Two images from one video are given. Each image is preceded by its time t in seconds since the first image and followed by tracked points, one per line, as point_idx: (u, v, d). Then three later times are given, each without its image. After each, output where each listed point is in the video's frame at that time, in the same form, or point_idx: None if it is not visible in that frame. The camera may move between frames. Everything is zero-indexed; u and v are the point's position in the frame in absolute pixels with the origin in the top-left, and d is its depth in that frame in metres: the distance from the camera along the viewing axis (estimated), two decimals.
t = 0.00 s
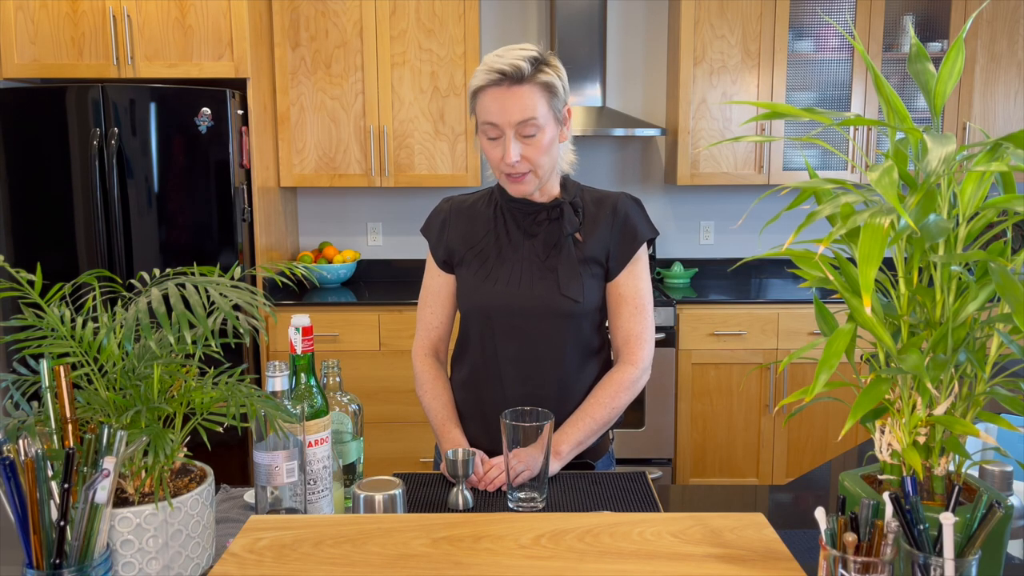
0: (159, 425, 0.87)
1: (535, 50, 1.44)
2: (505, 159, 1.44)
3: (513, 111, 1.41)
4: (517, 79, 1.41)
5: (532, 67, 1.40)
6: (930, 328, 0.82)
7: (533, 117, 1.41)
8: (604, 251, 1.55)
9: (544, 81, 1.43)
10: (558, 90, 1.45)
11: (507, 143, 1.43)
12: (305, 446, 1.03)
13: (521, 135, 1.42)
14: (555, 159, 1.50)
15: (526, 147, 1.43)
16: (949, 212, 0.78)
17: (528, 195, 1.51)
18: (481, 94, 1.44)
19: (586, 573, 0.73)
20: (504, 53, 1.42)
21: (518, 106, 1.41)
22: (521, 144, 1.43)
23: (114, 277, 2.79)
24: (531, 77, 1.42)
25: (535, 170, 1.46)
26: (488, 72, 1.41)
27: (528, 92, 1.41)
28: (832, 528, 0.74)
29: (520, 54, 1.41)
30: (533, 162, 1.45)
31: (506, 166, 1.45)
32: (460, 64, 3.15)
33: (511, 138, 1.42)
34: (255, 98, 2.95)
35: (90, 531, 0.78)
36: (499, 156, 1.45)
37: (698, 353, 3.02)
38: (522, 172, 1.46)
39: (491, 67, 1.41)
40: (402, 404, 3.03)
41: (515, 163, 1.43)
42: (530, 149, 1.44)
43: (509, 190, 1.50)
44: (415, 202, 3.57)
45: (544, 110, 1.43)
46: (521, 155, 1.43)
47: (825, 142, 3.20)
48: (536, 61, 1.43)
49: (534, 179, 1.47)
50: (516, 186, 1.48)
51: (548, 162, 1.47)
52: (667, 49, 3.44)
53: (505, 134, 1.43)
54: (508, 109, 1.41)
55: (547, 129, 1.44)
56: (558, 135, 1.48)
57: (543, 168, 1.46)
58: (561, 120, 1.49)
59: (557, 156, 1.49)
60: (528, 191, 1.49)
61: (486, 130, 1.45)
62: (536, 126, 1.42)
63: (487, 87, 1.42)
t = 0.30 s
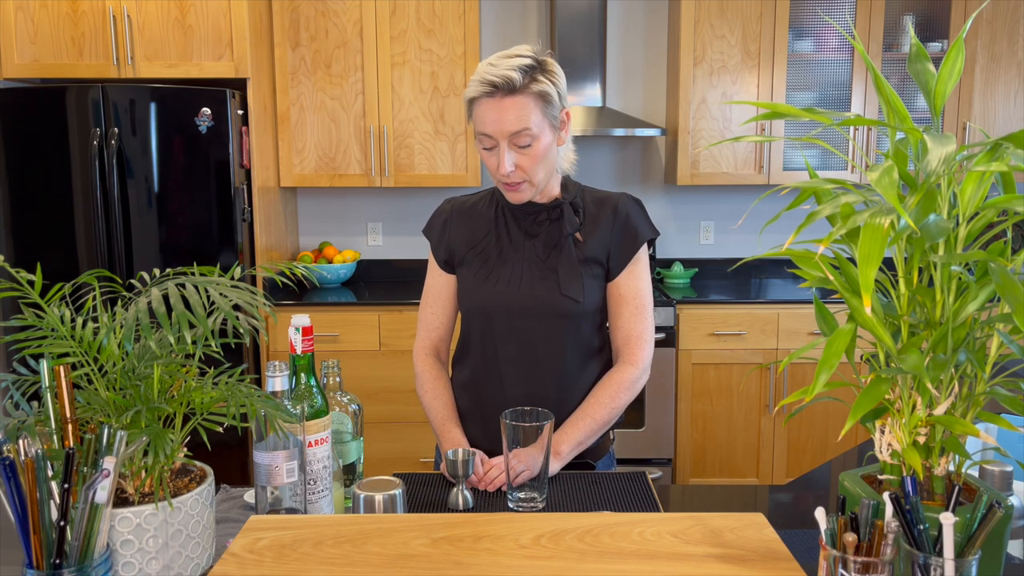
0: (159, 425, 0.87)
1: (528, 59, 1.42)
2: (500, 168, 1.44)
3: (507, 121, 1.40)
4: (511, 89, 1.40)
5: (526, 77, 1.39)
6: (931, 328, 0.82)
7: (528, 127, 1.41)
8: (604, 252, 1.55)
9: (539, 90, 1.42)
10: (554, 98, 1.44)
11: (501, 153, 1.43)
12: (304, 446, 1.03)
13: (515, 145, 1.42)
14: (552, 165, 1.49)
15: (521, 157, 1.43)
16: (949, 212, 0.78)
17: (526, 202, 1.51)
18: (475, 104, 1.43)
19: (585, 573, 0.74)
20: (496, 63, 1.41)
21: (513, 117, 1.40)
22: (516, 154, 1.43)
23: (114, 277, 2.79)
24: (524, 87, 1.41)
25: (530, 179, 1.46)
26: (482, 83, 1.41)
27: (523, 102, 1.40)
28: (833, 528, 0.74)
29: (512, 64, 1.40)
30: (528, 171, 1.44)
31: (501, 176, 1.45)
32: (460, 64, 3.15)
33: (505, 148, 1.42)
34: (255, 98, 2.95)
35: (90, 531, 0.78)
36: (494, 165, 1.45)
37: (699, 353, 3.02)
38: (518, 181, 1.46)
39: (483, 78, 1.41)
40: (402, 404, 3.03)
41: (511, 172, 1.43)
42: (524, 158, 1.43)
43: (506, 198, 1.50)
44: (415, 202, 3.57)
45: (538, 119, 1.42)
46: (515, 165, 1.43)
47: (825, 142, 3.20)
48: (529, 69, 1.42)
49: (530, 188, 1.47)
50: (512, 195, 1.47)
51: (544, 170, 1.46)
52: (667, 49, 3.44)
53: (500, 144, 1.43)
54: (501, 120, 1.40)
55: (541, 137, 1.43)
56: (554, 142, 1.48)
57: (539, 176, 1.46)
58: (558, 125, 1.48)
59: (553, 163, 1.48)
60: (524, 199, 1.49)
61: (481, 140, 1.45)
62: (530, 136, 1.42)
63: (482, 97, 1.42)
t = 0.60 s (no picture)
0: (159, 425, 0.87)
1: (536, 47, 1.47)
2: (507, 150, 1.44)
3: (515, 101, 1.43)
4: (518, 71, 1.43)
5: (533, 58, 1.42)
6: (931, 328, 0.82)
7: (535, 107, 1.43)
8: (604, 250, 1.54)
9: (545, 74, 1.45)
10: (559, 85, 1.47)
11: (509, 134, 1.44)
12: (304, 446, 1.03)
13: (523, 126, 1.43)
14: (556, 156, 1.50)
15: (528, 138, 1.44)
16: (949, 212, 0.78)
17: (531, 191, 1.50)
18: (483, 89, 1.46)
19: (585, 573, 0.74)
20: (505, 49, 1.45)
21: (520, 97, 1.43)
22: (523, 135, 1.44)
23: (114, 277, 2.79)
24: (532, 70, 1.44)
25: (537, 163, 1.45)
26: (490, 66, 1.44)
27: (530, 83, 1.43)
28: (833, 528, 0.74)
29: (521, 49, 1.44)
30: (535, 154, 1.45)
31: (508, 158, 1.44)
32: (460, 64, 3.15)
33: (513, 128, 1.43)
34: (255, 98, 2.94)
35: (90, 531, 0.78)
36: (501, 148, 1.46)
37: (699, 353, 3.02)
38: (525, 165, 1.45)
39: (492, 61, 1.44)
40: (402, 404, 3.03)
41: (518, 153, 1.43)
42: (531, 140, 1.44)
43: (511, 187, 1.49)
44: (415, 202, 3.57)
45: (544, 102, 1.44)
46: (523, 146, 1.44)
47: (825, 142, 3.21)
48: (536, 56, 1.46)
49: (537, 172, 1.46)
50: (519, 180, 1.47)
51: (549, 156, 1.47)
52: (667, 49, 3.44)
53: (507, 124, 1.44)
54: (509, 99, 1.43)
55: (548, 121, 1.45)
56: (559, 131, 1.50)
57: (545, 160, 1.46)
58: (563, 115, 1.50)
59: (558, 151, 1.49)
60: (531, 186, 1.48)
61: (487, 124, 1.47)
62: (537, 117, 1.44)
63: (489, 80, 1.45)
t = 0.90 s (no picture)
0: (159, 425, 0.87)
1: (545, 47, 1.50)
2: (508, 139, 1.45)
3: (519, 93, 1.45)
4: (525, 64, 1.46)
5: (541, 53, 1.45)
6: (931, 328, 0.82)
7: (538, 100, 1.45)
8: (606, 250, 1.54)
9: (551, 70, 1.48)
10: (564, 84, 1.50)
11: (510, 124, 1.46)
12: (304, 446, 1.03)
13: (525, 117, 1.45)
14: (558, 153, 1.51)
15: (529, 130, 1.45)
16: (949, 212, 0.78)
17: (530, 186, 1.51)
18: (489, 80, 1.48)
19: (585, 573, 0.74)
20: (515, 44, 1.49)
21: (525, 88, 1.45)
22: (525, 126, 1.45)
23: (114, 277, 2.79)
24: (539, 65, 1.47)
25: (537, 155, 1.46)
26: (497, 58, 1.47)
27: (535, 76, 1.45)
28: (832, 528, 0.74)
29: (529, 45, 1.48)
30: (536, 145, 1.46)
31: (509, 148, 1.46)
32: (460, 64, 3.15)
33: (515, 119, 1.46)
34: (255, 98, 2.94)
35: (90, 531, 0.78)
36: (502, 139, 1.47)
37: (699, 353, 3.02)
38: (525, 156, 1.46)
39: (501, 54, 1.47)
40: (402, 404, 3.03)
41: (518, 143, 1.45)
42: (533, 132, 1.46)
43: (510, 179, 1.49)
44: (415, 202, 3.57)
45: (548, 96, 1.47)
46: (523, 137, 1.45)
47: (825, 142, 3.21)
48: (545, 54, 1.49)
49: (536, 165, 1.47)
50: (517, 172, 1.47)
51: (551, 151, 1.48)
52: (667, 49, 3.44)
53: (510, 115, 1.46)
54: (513, 89, 1.45)
55: (550, 116, 1.47)
56: (562, 128, 1.51)
57: (546, 154, 1.47)
58: (566, 115, 1.52)
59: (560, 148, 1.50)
60: (530, 179, 1.48)
61: (491, 116, 1.49)
62: (540, 110, 1.46)
63: (496, 71, 1.47)
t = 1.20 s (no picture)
0: (159, 425, 0.87)
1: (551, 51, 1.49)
2: (498, 142, 1.46)
3: (516, 98, 1.45)
4: (526, 70, 1.45)
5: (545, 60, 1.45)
6: (931, 328, 0.82)
7: (534, 107, 1.45)
8: (596, 250, 1.54)
9: (553, 79, 1.47)
10: (564, 93, 1.50)
11: (503, 127, 1.46)
12: (304, 446, 1.03)
13: (518, 122, 1.45)
14: (550, 160, 1.51)
15: (521, 136, 1.45)
16: (949, 212, 0.78)
17: (518, 188, 1.51)
18: (490, 79, 1.48)
19: (585, 573, 0.74)
20: (520, 46, 1.47)
21: (523, 94, 1.45)
22: (517, 132, 1.45)
23: (114, 277, 2.79)
24: (540, 71, 1.46)
25: (525, 162, 1.47)
26: (501, 58, 1.46)
27: (534, 83, 1.45)
28: (833, 528, 0.74)
29: (534, 49, 1.46)
30: (525, 152, 1.46)
31: (498, 151, 1.46)
32: (460, 64, 3.15)
33: (509, 123, 1.45)
34: (255, 98, 2.94)
35: (91, 531, 0.78)
36: (493, 140, 1.47)
37: (699, 353, 3.02)
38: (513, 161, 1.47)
39: (504, 55, 1.46)
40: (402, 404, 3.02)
41: (508, 148, 1.45)
42: (525, 139, 1.46)
43: (496, 180, 1.50)
44: (415, 202, 3.57)
45: (546, 104, 1.46)
46: (515, 142, 1.45)
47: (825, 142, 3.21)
48: (549, 60, 1.48)
49: (523, 171, 1.47)
50: (504, 175, 1.48)
51: (541, 159, 1.48)
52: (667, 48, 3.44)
53: (504, 118, 1.46)
54: (511, 94, 1.45)
55: (546, 124, 1.47)
56: (556, 137, 1.51)
57: (535, 161, 1.47)
58: (563, 124, 1.52)
59: (553, 155, 1.50)
60: (516, 184, 1.49)
61: (487, 116, 1.49)
62: (536, 117, 1.45)
63: (497, 71, 1.46)
